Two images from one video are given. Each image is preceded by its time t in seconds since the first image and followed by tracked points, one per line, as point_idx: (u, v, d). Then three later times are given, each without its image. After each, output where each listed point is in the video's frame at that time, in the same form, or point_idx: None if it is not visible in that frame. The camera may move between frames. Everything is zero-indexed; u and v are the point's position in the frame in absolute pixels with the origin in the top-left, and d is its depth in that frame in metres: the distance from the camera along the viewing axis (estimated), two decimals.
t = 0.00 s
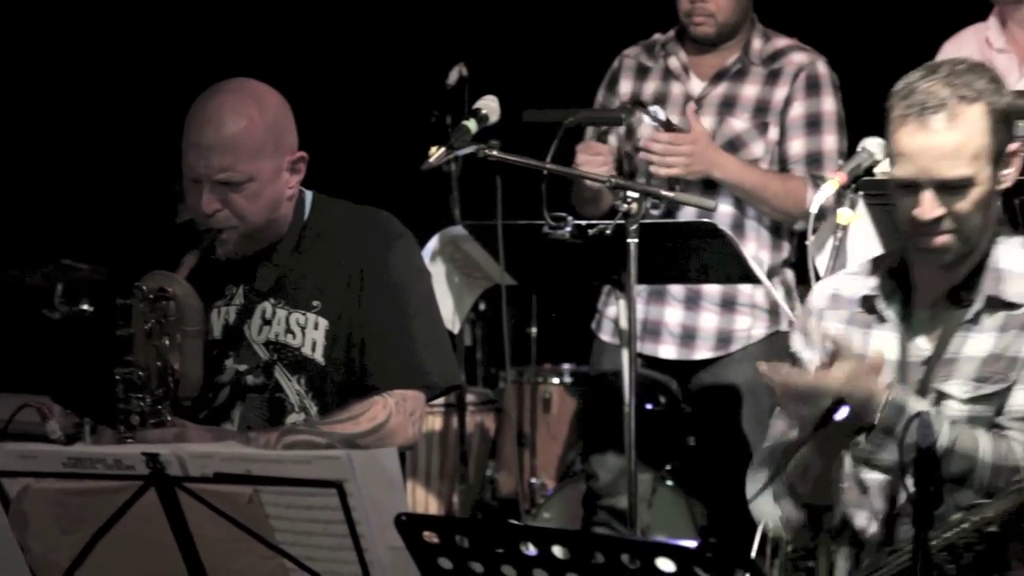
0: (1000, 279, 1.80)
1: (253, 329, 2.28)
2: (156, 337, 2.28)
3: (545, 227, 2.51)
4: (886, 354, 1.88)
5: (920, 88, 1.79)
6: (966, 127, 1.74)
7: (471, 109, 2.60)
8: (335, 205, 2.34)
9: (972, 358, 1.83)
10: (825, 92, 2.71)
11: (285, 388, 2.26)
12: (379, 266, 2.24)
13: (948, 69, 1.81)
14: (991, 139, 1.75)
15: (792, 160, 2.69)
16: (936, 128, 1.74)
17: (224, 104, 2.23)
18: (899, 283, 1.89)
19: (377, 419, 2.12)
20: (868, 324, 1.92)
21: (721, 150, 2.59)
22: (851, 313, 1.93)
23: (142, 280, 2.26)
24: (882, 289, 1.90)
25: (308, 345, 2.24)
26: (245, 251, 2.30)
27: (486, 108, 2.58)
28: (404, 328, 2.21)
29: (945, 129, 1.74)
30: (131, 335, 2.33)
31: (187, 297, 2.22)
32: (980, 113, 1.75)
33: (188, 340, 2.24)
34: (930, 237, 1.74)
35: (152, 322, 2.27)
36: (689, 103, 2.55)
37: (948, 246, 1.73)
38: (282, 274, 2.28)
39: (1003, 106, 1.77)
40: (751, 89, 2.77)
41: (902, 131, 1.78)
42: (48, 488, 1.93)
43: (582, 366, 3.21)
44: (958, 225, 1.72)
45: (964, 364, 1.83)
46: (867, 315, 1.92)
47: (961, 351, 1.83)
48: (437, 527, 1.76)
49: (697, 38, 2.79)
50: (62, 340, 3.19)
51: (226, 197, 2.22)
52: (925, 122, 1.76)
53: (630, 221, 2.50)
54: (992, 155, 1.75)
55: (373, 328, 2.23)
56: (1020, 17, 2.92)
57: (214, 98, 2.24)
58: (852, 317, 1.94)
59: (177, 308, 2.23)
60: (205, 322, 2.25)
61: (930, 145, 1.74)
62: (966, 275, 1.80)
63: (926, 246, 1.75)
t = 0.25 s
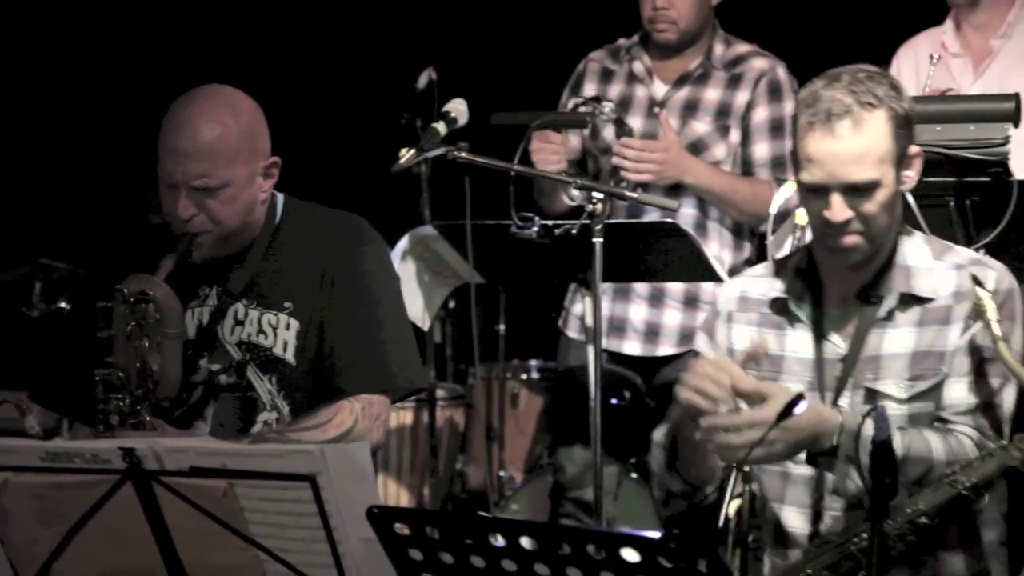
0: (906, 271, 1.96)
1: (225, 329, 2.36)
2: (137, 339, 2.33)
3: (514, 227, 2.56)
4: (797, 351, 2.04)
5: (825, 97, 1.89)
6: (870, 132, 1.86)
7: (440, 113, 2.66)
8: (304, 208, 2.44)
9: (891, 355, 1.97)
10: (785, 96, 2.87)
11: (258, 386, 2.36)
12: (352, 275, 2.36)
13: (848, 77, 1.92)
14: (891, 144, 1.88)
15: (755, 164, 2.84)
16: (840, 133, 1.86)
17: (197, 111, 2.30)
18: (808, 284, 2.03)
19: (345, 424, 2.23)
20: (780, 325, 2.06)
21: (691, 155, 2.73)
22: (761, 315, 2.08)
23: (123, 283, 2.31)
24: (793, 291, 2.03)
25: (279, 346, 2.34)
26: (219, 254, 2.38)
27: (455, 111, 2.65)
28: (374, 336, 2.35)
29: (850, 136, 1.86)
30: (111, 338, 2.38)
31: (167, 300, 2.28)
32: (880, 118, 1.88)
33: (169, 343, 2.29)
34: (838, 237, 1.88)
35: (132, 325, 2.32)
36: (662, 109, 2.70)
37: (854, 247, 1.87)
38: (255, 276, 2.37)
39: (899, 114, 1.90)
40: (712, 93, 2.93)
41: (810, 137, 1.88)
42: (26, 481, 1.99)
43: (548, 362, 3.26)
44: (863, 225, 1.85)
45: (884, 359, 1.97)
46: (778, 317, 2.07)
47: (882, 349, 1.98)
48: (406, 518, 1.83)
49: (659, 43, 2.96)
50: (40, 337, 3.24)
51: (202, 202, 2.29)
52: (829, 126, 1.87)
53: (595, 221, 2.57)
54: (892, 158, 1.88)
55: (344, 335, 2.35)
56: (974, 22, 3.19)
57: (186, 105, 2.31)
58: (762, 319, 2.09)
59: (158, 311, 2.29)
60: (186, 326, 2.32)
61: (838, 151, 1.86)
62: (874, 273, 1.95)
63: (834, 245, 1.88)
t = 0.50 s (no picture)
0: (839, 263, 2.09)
1: (201, 329, 2.44)
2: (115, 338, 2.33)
3: (484, 225, 2.63)
4: (740, 348, 2.16)
5: (746, 97, 2.00)
6: (791, 130, 1.97)
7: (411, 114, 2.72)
8: (277, 208, 2.50)
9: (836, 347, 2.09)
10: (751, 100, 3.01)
11: (234, 384, 2.42)
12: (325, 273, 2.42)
13: (769, 76, 2.04)
14: (814, 142, 1.98)
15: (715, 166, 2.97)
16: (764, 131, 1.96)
17: (171, 111, 2.35)
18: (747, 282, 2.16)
19: (323, 411, 2.25)
20: (720, 323, 2.19)
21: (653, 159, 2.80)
22: (701, 316, 2.20)
23: (103, 282, 2.31)
24: (730, 290, 2.17)
25: (255, 344, 2.41)
26: (192, 252, 2.44)
27: (425, 112, 2.70)
28: (348, 331, 2.39)
29: (771, 134, 1.96)
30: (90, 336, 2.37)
31: (147, 299, 2.30)
32: (802, 115, 1.99)
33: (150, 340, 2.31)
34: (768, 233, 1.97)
35: (111, 324, 2.32)
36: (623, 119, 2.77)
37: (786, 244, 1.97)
38: (229, 275, 2.45)
39: (819, 111, 2.02)
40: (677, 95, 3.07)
41: (734, 137, 1.99)
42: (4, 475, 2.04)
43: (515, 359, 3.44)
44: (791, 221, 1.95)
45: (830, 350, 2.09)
46: (715, 317, 2.19)
47: (829, 340, 2.09)
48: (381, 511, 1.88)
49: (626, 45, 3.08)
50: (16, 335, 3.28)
51: (174, 201, 2.34)
52: (753, 125, 1.97)
53: (562, 220, 2.64)
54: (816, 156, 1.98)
55: (318, 330, 2.40)
56: (937, 25, 3.24)
57: (160, 106, 2.36)
58: (702, 322, 2.21)
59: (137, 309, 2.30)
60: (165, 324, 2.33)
61: (763, 150, 1.95)
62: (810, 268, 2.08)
63: (764, 241, 1.98)
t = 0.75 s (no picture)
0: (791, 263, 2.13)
1: (183, 325, 2.51)
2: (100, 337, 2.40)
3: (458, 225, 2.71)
4: (697, 354, 2.19)
5: (697, 106, 2.05)
6: (742, 136, 2.02)
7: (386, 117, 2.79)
8: (255, 207, 2.57)
9: (794, 349, 2.13)
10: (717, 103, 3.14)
11: (215, 380, 2.50)
12: (307, 272, 2.49)
13: (717, 86, 2.09)
14: (763, 146, 2.03)
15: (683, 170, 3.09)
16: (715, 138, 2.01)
17: (152, 113, 2.42)
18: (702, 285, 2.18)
19: (301, 415, 2.35)
20: (675, 327, 2.21)
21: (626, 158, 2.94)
22: (656, 324, 2.21)
23: (88, 283, 2.38)
24: (685, 296, 2.18)
25: (235, 340, 2.48)
26: (174, 250, 2.51)
27: (400, 114, 2.78)
28: (324, 327, 2.46)
29: (722, 141, 2.01)
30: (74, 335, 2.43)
31: (130, 298, 2.36)
32: (751, 121, 2.04)
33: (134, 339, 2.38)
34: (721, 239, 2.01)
35: (94, 324, 2.38)
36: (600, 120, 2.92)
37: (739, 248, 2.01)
38: (209, 273, 2.52)
39: (767, 117, 2.06)
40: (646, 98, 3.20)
41: (686, 144, 2.03)
42: None
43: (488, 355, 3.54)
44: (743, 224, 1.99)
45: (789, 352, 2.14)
46: (671, 321, 2.21)
47: (788, 342, 2.14)
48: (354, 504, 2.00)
49: (596, 50, 3.21)
50: None
51: (155, 202, 2.41)
52: (704, 132, 2.02)
53: (534, 220, 2.72)
54: (765, 160, 2.03)
55: (298, 327, 2.47)
56: (900, 31, 3.36)
57: (143, 108, 2.43)
58: (657, 330, 2.23)
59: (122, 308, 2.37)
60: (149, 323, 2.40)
61: (714, 155, 2.00)
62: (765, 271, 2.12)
63: (717, 245, 2.02)
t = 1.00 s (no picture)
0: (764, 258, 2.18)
1: (166, 333, 2.57)
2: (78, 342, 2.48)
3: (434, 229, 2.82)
4: (671, 346, 2.24)
5: (688, 89, 2.14)
6: (729, 118, 2.12)
7: (366, 121, 2.86)
8: (240, 216, 2.63)
9: (763, 344, 2.19)
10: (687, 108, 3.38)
11: (194, 387, 2.57)
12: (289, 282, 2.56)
13: (708, 73, 2.19)
14: (751, 130, 2.13)
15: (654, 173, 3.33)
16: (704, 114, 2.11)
17: (136, 123, 2.49)
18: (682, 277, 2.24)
19: (279, 423, 2.46)
20: (650, 322, 2.26)
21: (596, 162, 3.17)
22: (634, 317, 2.26)
23: (67, 292, 2.46)
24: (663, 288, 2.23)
25: (215, 349, 2.55)
26: (156, 258, 2.58)
27: (379, 119, 2.85)
28: (306, 335, 2.55)
29: (710, 121, 2.10)
30: (54, 342, 2.52)
31: (108, 306, 2.44)
32: (740, 104, 2.14)
33: (113, 347, 2.46)
34: (706, 217, 2.09)
35: (75, 330, 2.47)
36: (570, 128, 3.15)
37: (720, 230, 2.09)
38: (192, 282, 2.57)
39: (755, 105, 2.16)
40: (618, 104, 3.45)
41: (675, 123, 2.13)
42: None
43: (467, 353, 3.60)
44: (727, 200, 2.08)
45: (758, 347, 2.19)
46: (647, 315, 2.26)
47: (758, 339, 2.19)
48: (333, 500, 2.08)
49: (577, 58, 3.47)
50: None
51: (137, 209, 2.48)
52: (693, 109, 2.12)
53: (510, 223, 2.83)
54: (751, 143, 2.13)
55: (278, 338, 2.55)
56: (869, 42, 3.56)
57: (127, 117, 2.49)
58: (634, 323, 2.27)
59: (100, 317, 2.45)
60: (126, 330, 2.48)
61: (701, 135, 2.10)
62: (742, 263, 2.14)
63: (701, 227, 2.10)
